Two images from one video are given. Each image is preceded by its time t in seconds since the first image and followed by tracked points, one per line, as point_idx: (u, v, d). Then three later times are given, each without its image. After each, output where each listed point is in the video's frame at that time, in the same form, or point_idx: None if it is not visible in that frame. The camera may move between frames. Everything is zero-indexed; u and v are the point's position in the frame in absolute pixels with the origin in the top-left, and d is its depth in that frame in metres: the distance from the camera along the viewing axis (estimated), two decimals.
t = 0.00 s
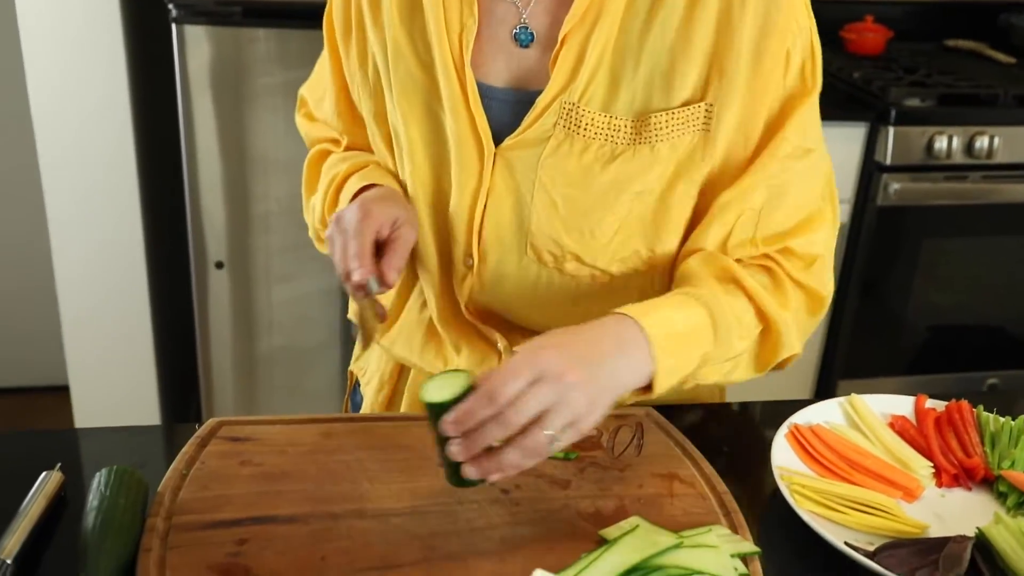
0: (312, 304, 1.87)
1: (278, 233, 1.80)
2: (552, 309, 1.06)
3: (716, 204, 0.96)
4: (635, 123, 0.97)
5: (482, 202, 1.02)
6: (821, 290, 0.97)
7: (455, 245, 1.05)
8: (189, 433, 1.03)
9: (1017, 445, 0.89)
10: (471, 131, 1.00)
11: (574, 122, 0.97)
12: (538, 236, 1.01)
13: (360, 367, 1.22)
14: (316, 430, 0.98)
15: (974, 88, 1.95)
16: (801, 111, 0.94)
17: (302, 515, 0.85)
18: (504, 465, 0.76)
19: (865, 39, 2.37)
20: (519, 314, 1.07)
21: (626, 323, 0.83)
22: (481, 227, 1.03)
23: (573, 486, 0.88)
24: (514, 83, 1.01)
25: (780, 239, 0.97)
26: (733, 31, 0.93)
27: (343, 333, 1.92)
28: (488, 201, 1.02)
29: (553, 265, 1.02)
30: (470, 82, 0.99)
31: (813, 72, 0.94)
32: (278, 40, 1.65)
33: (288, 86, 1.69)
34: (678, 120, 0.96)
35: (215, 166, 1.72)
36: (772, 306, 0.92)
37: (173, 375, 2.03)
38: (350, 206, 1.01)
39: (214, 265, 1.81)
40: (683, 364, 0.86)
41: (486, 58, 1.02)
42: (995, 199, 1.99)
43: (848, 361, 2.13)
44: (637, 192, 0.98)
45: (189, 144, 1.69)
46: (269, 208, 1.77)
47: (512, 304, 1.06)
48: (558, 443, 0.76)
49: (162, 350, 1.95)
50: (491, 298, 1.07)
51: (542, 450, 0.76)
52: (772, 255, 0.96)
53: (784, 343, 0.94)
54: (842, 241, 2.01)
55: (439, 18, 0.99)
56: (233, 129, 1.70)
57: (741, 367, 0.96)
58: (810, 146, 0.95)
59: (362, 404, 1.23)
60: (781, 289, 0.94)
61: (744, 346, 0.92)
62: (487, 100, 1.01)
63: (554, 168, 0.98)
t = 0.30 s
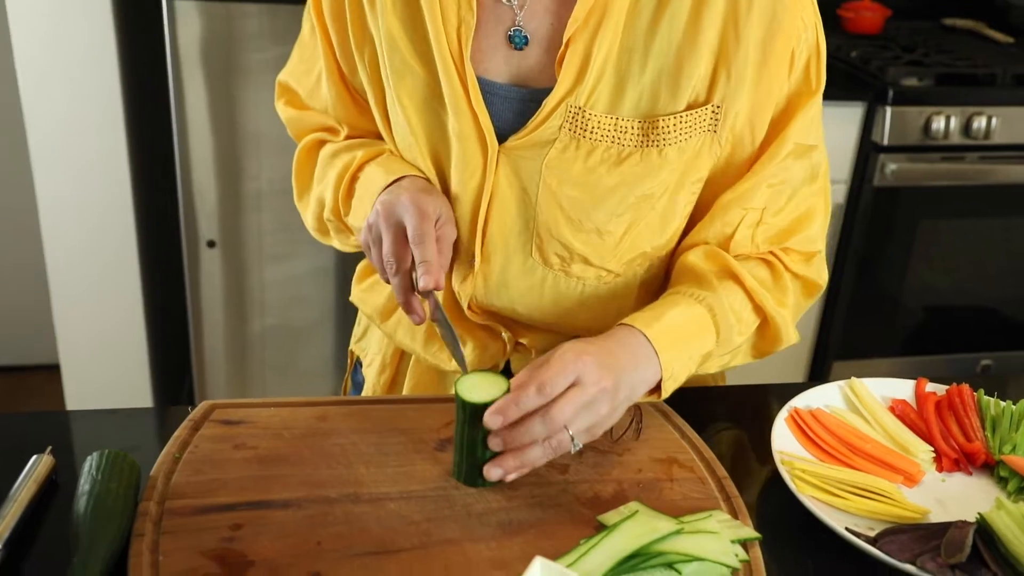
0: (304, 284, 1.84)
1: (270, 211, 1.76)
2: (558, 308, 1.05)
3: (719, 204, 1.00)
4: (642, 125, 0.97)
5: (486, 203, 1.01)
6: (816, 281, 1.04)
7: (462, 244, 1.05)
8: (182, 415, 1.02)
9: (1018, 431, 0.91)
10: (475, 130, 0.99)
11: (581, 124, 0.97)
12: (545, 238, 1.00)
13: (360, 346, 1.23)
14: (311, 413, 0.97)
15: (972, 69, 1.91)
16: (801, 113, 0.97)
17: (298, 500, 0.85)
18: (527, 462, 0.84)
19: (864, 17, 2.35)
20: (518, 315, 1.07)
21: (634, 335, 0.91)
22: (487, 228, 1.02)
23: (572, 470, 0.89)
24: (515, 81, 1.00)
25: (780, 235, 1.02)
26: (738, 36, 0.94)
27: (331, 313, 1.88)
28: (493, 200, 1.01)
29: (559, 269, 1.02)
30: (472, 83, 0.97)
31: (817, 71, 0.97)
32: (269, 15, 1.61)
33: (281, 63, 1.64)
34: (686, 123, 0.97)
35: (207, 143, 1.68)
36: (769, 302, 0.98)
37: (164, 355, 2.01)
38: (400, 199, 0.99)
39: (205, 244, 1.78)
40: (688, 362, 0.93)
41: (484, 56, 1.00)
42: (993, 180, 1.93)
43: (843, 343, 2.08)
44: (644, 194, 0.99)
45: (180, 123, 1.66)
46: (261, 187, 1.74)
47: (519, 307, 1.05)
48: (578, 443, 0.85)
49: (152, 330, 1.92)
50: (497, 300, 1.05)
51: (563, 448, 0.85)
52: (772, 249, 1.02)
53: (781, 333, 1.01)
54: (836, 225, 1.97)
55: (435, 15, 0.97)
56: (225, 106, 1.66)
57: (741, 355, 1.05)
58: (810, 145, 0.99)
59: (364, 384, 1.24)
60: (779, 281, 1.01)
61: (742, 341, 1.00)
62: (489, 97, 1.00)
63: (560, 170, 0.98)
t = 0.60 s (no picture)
0: (297, 265, 1.82)
1: (262, 190, 1.73)
2: (550, 298, 1.06)
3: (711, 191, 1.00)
4: (639, 121, 0.96)
5: (480, 195, 1.00)
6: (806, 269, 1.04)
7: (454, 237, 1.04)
8: (172, 397, 1.01)
9: (1015, 415, 0.94)
10: (470, 121, 0.98)
11: (578, 122, 0.95)
12: (538, 234, 1.00)
13: (355, 327, 1.22)
14: (303, 396, 0.96)
15: (969, 48, 1.86)
16: (797, 108, 0.97)
17: (290, 484, 0.84)
18: (526, 439, 0.84)
19: None
20: (510, 305, 1.07)
21: (621, 311, 0.90)
22: (481, 222, 1.01)
23: (566, 454, 0.89)
24: (510, 71, 0.98)
25: (769, 226, 1.01)
26: (737, 31, 0.93)
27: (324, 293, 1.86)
28: (487, 193, 1.00)
29: (552, 263, 1.02)
30: (467, 74, 0.96)
31: (813, 64, 0.97)
32: None
33: (273, 40, 1.61)
34: (683, 120, 0.96)
35: (197, 122, 1.65)
36: (756, 287, 0.98)
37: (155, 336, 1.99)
38: (399, 186, 0.97)
39: (196, 225, 1.75)
40: (674, 342, 0.92)
41: (479, 46, 0.98)
42: (987, 161, 1.89)
43: (836, 325, 2.05)
44: (639, 191, 0.98)
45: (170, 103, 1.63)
46: (253, 166, 1.71)
47: (512, 297, 1.05)
48: (574, 417, 0.85)
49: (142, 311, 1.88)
50: (490, 293, 1.06)
51: (560, 422, 0.85)
52: (763, 238, 1.01)
53: (768, 317, 1.01)
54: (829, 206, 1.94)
55: (429, 7, 0.95)
56: (216, 85, 1.63)
57: (727, 338, 1.04)
58: (805, 139, 0.99)
59: (359, 366, 1.23)
60: (768, 264, 1.00)
61: (731, 322, 0.99)
62: (484, 87, 0.98)
63: (555, 167, 0.97)
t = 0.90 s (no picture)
0: (287, 245, 1.80)
1: (253, 169, 1.71)
2: (542, 282, 1.05)
3: (705, 173, 0.99)
4: (633, 105, 0.95)
5: (472, 178, 0.98)
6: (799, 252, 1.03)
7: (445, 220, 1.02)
8: (160, 378, 1.00)
9: (1008, 396, 0.94)
10: (462, 104, 0.96)
11: (571, 106, 0.94)
12: (530, 218, 0.99)
13: (346, 309, 1.21)
14: (291, 377, 0.95)
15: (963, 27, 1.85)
16: (794, 91, 0.96)
17: (278, 466, 0.83)
18: (516, 421, 0.84)
19: None
20: (502, 288, 1.06)
21: (613, 291, 0.89)
22: (472, 205, 1.00)
23: (557, 436, 0.89)
24: (501, 53, 0.97)
25: (763, 209, 1.00)
26: (733, 14, 0.92)
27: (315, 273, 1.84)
28: (478, 176, 0.99)
29: (544, 248, 1.01)
30: (458, 55, 0.94)
31: (811, 46, 0.96)
32: None
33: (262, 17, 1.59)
34: (677, 104, 0.95)
35: (187, 101, 1.63)
36: (750, 269, 0.97)
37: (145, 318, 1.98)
38: (387, 158, 0.95)
39: (186, 204, 1.73)
40: (666, 323, 0.92)
41: (470, 27, 0.97)
42: (979, 141, 1.88)
43: (829, 304, 2.03)
44: (632, 175, 0.97)
45: (158, 82, 1.60)
46: (242, 145, 1.69)
47: (503, 281, 1.05)
48: (565, 397, 0.85)
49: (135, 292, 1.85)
50: (481, 276, 1.05)
51: (551, 402, 0.84)
52: (758, 221, 1.00)
53: (761, 300, 1.00)
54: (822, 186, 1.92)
55: None
56: (205, 63, 1.60)
57: (720, 319, 1.04)
58: (802, 122, 0.98)
59: (350, 348, 1.22)
60: (762, 246, 1.00)
61: (724, 303, 0.98)
62: (477, 69, 0.97)
63: (548, 151, 0.96)
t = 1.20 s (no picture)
0: (280, 226, 1.79)
1: (245, 149, 1.70)
2: (537, 264, 1.05)
3: (700, 155, 0.99)
4: (628, 88, 0.94)
5: (465, 163, 0.97)
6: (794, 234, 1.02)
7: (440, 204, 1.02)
8: (152, 362, 0.99)
9: (1003, 377, 0.94)
10: (456, 87, 0.95)
11: (566, 89, 0.93)
12: (524, 201, 0.98)
13: (338, 293, 1.20)
14: (284, 359, 0.95)
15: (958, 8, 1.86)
16: (792, 74, 0.96)
17: (271, 450, 0.82)
18: (510, 403, 0.84)
19: None
20: (497, 272, 1.06)
21: (607, 273, 0.89)
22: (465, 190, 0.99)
23: (552, 418, 0.88)
24: (496, 34, 0.96)
25: (760, 191, 1.00)
26: None
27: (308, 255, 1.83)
28: (472, 161, 0.98)
29: (539, 231, 1.01)
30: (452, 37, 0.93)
31: (810, 29, 0.95)
32: None
33: None
34: (673, 87, 0.94)
35: (178, 81, 1.61)
36: (745, 252, 0.96)
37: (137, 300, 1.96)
38: (376, 161, 0.91)
39: (177, 184, 1.71)
40: (660, 305, 0.91)
41: (463, 8, 0.95)
42: (973, 122, 1.87)
43: (823, 285, 2.02)
44: (626, 160, 0.96)
45: (149, 63, 1.59)
46: (234, 126, 1.67)
47: (499, 264, 1.05)
48: (558, 379, 0.85)
49: (126, 273, 1.84)
50: (477, 259, 1.05)
51: (543, 385, 0.84)
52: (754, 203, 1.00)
53: (756, 283, 1.00)
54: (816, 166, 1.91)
55: None
56: (196, 43, 1.58)
57: (715, 301, 1.04)
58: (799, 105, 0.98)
59: (343, 331, 1.22)
60: (758, 229, 0.99)
61: (719, 285, 0.98)
62: (471, 51, 0.96)
63: (543, 135, 0.95)
